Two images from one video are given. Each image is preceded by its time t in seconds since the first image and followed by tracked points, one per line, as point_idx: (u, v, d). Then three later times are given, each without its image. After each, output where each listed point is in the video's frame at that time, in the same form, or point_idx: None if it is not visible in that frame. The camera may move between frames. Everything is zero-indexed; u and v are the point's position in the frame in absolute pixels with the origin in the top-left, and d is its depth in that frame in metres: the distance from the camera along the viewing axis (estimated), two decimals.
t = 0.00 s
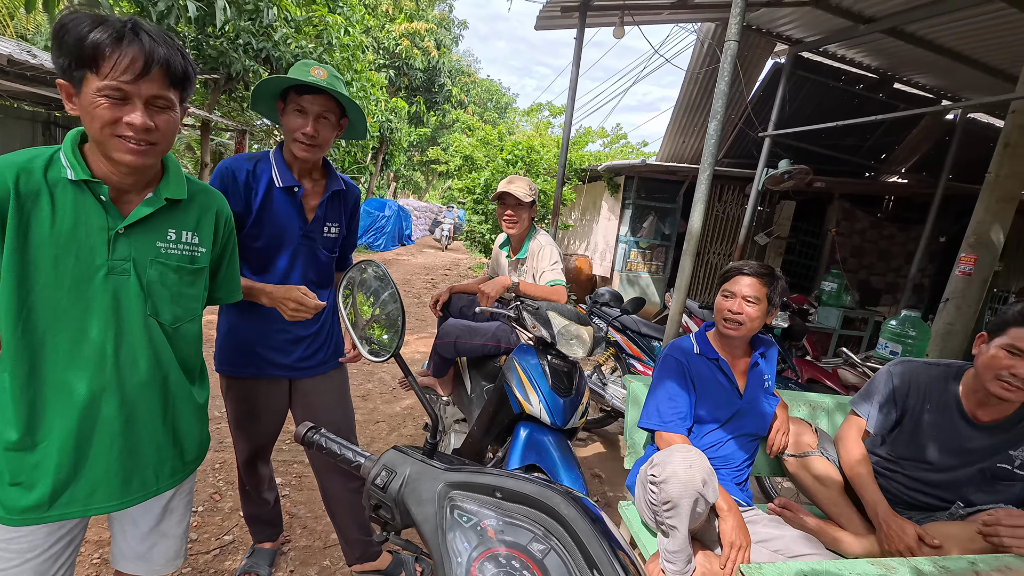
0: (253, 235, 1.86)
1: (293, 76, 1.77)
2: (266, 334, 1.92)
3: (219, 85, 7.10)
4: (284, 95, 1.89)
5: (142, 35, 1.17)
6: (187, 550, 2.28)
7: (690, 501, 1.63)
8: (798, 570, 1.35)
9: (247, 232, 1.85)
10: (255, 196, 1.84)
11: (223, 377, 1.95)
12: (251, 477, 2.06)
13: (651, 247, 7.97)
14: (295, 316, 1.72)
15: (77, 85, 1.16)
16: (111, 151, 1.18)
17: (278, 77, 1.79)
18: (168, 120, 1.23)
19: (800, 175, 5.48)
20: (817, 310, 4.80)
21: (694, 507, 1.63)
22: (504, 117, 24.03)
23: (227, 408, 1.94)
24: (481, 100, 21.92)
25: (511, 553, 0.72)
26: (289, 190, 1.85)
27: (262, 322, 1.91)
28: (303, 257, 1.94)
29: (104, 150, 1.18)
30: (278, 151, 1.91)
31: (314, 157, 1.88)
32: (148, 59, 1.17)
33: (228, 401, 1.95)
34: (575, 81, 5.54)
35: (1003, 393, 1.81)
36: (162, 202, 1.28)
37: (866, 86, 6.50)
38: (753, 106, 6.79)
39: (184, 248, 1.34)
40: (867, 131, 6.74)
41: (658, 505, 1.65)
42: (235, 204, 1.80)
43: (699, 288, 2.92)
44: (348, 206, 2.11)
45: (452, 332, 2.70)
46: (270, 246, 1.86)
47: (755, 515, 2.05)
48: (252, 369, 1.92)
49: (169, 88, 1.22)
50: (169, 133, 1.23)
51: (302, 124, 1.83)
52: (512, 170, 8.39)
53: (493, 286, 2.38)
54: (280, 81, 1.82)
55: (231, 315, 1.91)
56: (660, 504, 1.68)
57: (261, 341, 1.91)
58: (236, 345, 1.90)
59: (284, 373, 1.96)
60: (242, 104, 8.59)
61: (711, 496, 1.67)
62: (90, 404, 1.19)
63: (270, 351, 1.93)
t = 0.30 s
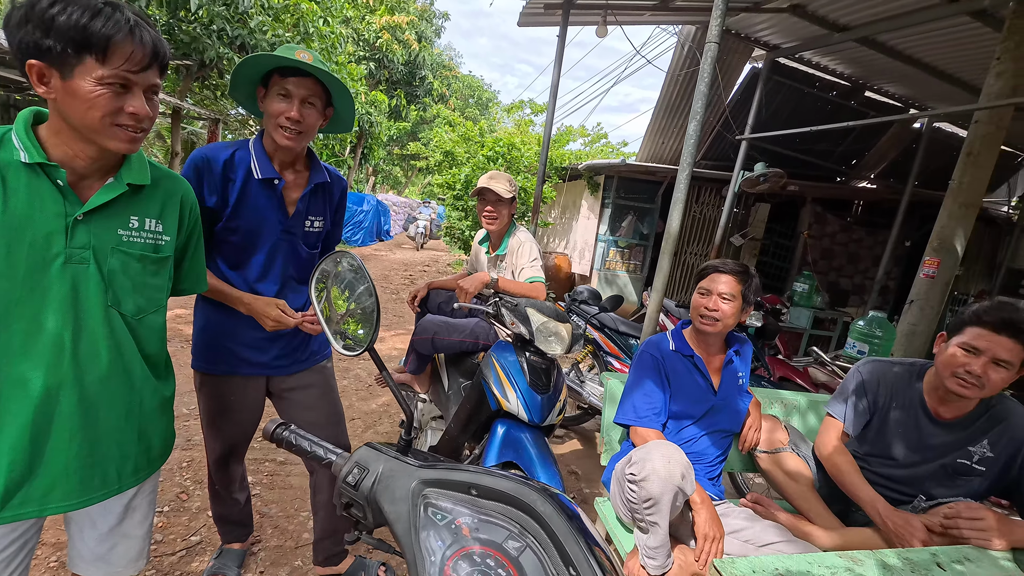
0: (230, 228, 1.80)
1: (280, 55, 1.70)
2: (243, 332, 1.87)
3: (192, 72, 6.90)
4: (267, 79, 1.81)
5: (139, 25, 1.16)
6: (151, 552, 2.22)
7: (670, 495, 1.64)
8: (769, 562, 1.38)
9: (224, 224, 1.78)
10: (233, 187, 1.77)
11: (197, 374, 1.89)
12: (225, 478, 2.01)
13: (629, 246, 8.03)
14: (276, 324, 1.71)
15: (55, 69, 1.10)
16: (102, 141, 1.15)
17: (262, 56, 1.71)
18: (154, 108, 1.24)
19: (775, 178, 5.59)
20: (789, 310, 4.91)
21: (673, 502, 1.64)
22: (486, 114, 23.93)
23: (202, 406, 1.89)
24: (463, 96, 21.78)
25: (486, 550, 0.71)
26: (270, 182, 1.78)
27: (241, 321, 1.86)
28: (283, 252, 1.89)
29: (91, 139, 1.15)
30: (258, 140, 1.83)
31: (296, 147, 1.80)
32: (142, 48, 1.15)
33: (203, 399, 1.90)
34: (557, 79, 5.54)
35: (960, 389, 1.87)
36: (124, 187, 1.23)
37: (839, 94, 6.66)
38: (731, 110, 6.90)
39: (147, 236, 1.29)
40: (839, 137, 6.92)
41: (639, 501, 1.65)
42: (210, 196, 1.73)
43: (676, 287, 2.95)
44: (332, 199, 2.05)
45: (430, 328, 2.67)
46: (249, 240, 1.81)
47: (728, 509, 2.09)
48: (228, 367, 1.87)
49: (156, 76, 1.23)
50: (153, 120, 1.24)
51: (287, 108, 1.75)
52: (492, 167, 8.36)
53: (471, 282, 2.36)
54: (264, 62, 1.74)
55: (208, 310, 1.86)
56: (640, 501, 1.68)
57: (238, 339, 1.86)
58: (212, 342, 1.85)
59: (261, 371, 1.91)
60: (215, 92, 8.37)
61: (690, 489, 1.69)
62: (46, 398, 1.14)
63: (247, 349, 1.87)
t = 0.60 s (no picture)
0: (242, 228, 1.72)
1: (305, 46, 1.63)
2: (248, 338, 1.81)
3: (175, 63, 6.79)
4: (290, 72, 1.75)
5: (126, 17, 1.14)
6: (128, 551, 2.18)
7: (644, 495, 1.66)
8: (749, 558, 1.39)
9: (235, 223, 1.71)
10: (247, 183, 1.69)
11: (199, 380, 1.86)
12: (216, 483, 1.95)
13: (617, 245, 8.06)
14: (281, 340, 1.57)
15: (39, 56, 1.07)
16: (84, 132, 1.13)
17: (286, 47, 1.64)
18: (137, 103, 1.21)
19: (760, 178, 5.64)
20: (772, 309, 4.96)
21: (648, 501, 1.66)
22: (475, 111, 23.82)
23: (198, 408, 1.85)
24: (453, 92, 21.66)
25: (464, 548, 0.70)
26: (288, 180, 1.71)
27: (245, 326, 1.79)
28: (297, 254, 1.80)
29: (71, 129, 1.12)
30: (277, 135, 1.76)
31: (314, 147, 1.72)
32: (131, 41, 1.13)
33: (201, 402, 1.86)
34: (545, 77, 5.53)
35: (936, 384, 1.90)
36: (97, 176, 1.20)
37: (823, 96, 6.75)
38: (717, 111, 6.96)
39: (120, 227, 1.26)
40: (823, 139, 7.01)
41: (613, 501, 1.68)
42: (223, 193, 1.66)
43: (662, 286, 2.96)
44: (352, 201, 1.97)
45: (415, 324, 2.65)
46: (260, 240, 1.72)
47: (712, 508, 2.09)
48: (229, 372, 1.82)
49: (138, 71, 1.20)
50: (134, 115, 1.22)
51: (309, 103, 1.67)
52: (480, 164, 8.34)
53: (457, 279, 2.35)
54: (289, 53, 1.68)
55: (216, 312, 1.82)
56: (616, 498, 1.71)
57: (242, 344, 1.81)
58: (216, 345, 1.81)
59: (262, 379, 1.84)
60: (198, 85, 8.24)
61: (665, 491, 1.70)
62: (15, 394, 1.11)
63: (248, 356, 1.81)
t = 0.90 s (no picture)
0: (280, 230, 1.63)
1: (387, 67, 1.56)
2: (273, 342, 1.71)
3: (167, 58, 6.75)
4: (354, 75, 1.58)
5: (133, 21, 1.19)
6: (118, 552, 2.17)
7: (638, 494, 1.66)
8: (740, 557, 1.39)
9: (275, 224, 1.62)
10: (289, 183, 1.61)
11: (223, 384, 1.76)
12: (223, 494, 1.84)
13: (611, 244, 8.07)
14: (302, 362, 1.39)
15: (80, 66, 1.08)
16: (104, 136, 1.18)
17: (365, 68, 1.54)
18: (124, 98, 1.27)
19: (753, 179, 5.67)
20: (765, 309, 4.98)
21: (642, 499, 1.66)
22: (470, 109, 23.77)
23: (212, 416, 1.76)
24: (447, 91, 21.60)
25: (455, 550, 0.70)
26: (333, 183, 1.63)
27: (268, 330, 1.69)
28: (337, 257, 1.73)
29: (92, 132, 1.16)
30: (320, 135, 1.69)
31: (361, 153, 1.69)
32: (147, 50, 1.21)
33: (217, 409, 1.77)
34: (540, 76, 5.53)
35: (923, 380, 1.92)
36: (90, 170, 1.21)
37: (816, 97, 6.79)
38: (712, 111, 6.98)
39: (108, 222, 1.27)
40: (816, 140, 7.06)
41: (609, 499, 1.69)
42: (264, 193, 1.57)
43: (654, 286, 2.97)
44: (386, 203, 1.91)
45: (408, 323, 2.63)
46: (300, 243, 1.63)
47: (704, 507, 2.10)
48: (254, 377, 1.73)
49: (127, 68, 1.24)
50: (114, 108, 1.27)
51: (382, 121, 1.64)
52: (475, 162, 8.34)
53: (451, 279, 2.35)
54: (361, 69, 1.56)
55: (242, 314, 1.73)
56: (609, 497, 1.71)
57: (267, 347, 1.72)
58: (241, 348, 1.73)
59: (287, 386, 1.76)
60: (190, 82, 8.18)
61: (659, 490, 1.70)
62: (14, 393, 1.09)
63: (278, 362, 1.73)
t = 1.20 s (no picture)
0: (293, 232, 1.61)
1: (418, 83, 1.54)
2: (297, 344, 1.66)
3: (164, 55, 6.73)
4: (385, 73, 1.53)
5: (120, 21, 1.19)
6: (114, 554, 2.16)
7: (635, 496, 1.66)
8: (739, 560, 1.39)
9: (287, 226, 1.60)
10: (303, 185, 1.58)
11: (238, 391, 1.69)
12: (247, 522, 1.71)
13: (609, 244, 8.07)
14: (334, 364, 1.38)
15: (79, 66, 1.08)
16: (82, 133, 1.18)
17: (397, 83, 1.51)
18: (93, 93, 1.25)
19: (752, 180, 5.67)
20: (762, 310, 4.99)
21: (639, 502, 1.66)
22: (469, 109, 23.75)
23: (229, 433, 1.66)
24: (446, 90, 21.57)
25: (453, 556, 0.69)
26: (346, 185, 1.62)
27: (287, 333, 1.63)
28: (345, 258, 1.72)
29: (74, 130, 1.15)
30: (332, 134, 1.66)
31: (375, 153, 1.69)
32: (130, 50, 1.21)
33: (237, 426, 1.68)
34: (539, 75, 5.51)
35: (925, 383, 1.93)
36: (66, 167, 1.23)
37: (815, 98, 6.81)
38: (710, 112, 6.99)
39: (78, 218, 1.29)
40: (814, 141, 7.07)
41: (605, 502, 1.69)
42: (279, 195, 1.54)
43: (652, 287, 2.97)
44: (388, 202, 1.91)
45: (406, 324, 2.61)
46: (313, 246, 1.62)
47: (702, 510, 2.09)
48: (272, 384, 1.67)
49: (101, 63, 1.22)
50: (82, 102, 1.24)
51: (405, 130, 1.63)
52: (473, 162, 8.34)
53: (451, 280, 2.34)
54: (391, 81, 1.52)
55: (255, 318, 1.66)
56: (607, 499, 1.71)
57: (286, 351, 1.66)
58: (256, 355, 1.66)
59: (308, 389, 1.72)
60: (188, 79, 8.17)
61: (656, 492, 1.70)
62: (13, 397, 1.10)
63: (298, 364, 1.67)
